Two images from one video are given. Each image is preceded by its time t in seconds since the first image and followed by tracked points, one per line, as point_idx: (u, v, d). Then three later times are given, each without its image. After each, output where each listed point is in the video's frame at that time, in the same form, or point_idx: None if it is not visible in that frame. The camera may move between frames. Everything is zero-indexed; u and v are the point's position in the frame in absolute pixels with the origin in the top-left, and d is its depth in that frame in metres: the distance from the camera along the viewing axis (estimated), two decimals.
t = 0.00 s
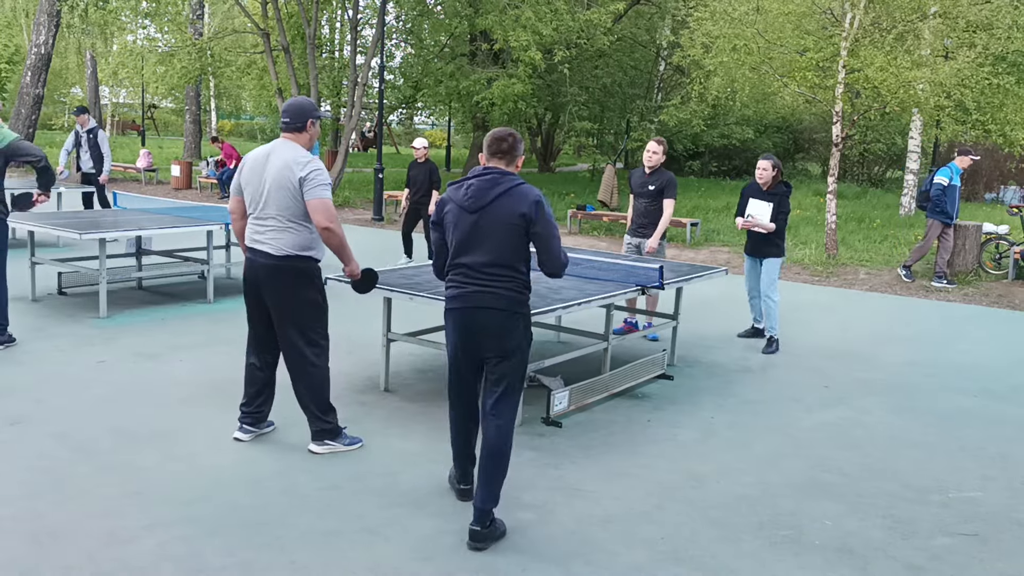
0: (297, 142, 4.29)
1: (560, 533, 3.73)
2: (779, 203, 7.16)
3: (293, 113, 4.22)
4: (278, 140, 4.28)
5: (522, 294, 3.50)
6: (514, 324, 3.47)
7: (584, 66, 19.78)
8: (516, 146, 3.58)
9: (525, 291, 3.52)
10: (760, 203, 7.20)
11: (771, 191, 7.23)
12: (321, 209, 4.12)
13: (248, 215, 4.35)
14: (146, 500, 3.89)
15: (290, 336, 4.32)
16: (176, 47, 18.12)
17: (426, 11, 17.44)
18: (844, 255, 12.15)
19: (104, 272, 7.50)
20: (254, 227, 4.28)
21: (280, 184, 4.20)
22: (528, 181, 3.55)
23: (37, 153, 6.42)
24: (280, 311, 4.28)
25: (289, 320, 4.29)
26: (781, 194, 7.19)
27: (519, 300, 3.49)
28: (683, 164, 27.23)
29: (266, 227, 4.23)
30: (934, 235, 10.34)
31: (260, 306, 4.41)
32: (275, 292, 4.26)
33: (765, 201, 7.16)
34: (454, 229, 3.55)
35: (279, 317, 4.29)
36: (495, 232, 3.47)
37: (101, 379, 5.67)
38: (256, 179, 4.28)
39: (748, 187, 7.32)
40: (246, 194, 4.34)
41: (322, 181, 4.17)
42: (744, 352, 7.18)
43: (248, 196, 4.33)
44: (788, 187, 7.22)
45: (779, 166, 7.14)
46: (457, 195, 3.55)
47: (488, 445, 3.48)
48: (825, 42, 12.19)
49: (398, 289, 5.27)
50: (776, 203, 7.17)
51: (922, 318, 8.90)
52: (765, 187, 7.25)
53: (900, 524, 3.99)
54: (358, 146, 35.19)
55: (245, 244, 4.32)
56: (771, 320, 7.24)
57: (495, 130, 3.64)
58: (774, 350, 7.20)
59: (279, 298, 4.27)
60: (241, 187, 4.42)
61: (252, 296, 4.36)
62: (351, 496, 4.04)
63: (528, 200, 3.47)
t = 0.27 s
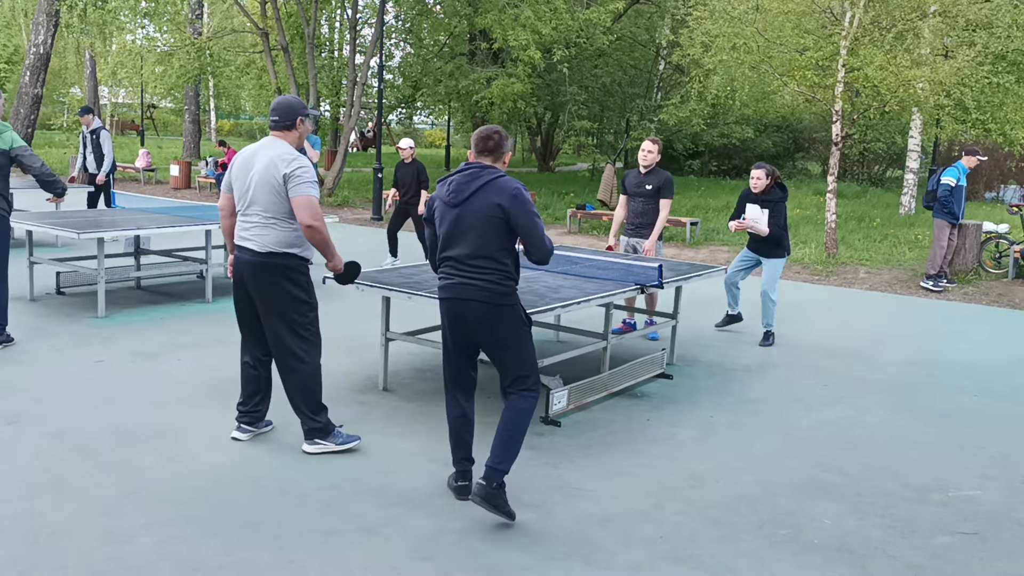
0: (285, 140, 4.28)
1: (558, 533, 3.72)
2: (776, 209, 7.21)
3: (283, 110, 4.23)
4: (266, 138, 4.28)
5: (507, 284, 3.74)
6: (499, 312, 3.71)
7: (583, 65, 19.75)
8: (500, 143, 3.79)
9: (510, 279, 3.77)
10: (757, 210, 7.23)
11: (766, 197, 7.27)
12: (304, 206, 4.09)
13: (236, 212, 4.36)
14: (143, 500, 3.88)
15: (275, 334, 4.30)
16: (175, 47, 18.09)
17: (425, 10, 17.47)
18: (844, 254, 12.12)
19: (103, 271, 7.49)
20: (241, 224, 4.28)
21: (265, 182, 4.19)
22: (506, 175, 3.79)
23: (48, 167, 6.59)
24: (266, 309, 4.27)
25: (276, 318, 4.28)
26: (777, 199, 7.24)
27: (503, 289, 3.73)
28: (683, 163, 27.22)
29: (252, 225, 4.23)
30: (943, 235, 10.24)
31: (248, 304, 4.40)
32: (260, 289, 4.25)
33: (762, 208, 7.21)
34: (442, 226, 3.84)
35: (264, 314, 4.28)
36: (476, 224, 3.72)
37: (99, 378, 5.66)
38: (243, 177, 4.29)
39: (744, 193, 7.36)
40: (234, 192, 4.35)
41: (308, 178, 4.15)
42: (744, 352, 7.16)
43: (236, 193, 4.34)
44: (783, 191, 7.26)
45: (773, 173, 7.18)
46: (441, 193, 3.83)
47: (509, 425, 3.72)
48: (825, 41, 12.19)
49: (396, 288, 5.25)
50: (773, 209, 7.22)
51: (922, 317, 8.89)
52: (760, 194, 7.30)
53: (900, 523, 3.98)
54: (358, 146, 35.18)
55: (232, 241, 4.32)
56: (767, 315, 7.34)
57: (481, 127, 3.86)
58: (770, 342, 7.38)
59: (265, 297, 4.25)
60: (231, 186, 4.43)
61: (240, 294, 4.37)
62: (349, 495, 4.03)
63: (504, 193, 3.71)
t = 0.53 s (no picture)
0: (288, 142, 4.28)
1: (559, 531, 3.72)
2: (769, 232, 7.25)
3: (284, 113, 4.22)
4: (268, 140, 4.29)
5: (504, 278, 3.76)
6: (498, 306, 3.74)
7: (581, 65, 19.73)
8: (494, 140, 3.83)
9: (507, 274, 3.79)
10: (749, 234, 7.30)
11: (758, 220, 7.26)
12: (306, 208, 4.09)
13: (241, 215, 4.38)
14: (144, 502, 3.89)
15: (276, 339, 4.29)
16: (173, 50, 18.10)
17: (423, 11, 17.51)
18: (843, 251, 12.13)
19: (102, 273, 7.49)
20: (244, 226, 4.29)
21: (267, 184, 4.19)
22: (500, 170, 3.82)
23: (17, 179, 6.77)
24: (266, 312, 4.27)
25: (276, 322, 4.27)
26: (768, 221, 7.25)
27: (502, 283, 3.75)
28: (681, 161, 27.21)
29: (254, 227, 4.24)
30: (953, 234, 10.03)
31: (249, 307, 4.41)
32: (261, 292, 4.25)
33: (754, 234, 7.28)
34: (439, 223, 3.87)
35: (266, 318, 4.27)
36: (472, 220, 3.75)
37: (99, 381, 5.67)
38: (245, 179, 4.30)
39: (733, 218, 7.34)
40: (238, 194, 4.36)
41: (309, 180, 4.14)
42: (743, 349, 7.17)
43: (240, 196, 4.36)
44: (774, 213, 7.24)
45: (762, 200, 7.10)
46: (437, 191, 3.86)
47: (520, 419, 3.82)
48: (822, 38, 12.21)
49: (394, 288, 5.25)
50: (766, 233, 7.26)
51: (921, 313, 8.89)
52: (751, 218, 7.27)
53: (900, 518, 3.98)
54: (356, 147, 35.19)
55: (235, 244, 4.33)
56: (766, 313, 7.35)
57: (474, 125, 3.90)
58: (770, 339, 7.38)
59: (266, 299, 4.25)
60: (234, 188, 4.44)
61: (242, 297, 4.38)
62: (350, 495, 4.03)
63: (499, 188, 3.74)
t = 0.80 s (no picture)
0: (304, 142, 4.28)
1: (560, 530, 3.71)
2: (768, 240, 7.25)
3: (302, 112, 4.20)
4: (283, 139, 4.27)
5: (517, 280, 3.77)
6: (510, 308, 3.74)
7: (580, 64, 19.70)
8: (499, 142, 3.83)
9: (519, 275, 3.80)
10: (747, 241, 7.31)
11: (757, 228, 7.27)
12: (322, 208, 4.09)
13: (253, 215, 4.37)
14: (145, 502, 3.88)
15: (288, 341, 4.29)
16: (172, 51, 18.07)
17: (421, 11, 17.52)
18: (843, 249, 12.11)
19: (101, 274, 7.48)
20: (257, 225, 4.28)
21: (281, 183, 4.18)
22: (510, 172, 3.84)
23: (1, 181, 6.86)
24: (276, 313, 4.27)
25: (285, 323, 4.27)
26: (767, 232, 7.25)
27: (515, 285, 3.76)
28: (681, 160, 27.17)
29: (267, 226, 4.23)
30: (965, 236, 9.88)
31: (257, 308, 4.40)
32: (273, 292, 4.25)
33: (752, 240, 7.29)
34: (451, 226, 3.87)
35: (278, 319, 4.27)
36: (485, 223, 3.76)
37: (99, 382, 5.66)
38: (259, 178, 4.29)
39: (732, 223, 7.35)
40: (250, 193, 4.35)
41: (324, 180, 4.14)
42: (744, 347, 7.16)
43: (252, 196, 4.35)
44: (772, 221, 7.26)
45: (760, 209, 7.11)
46: (449, 194, 3.87)
47: (536, 418, 3.85)
48: (821, 36, 12.21)
49: (395, 288, 5.24)
50: (764, 240, 7.26)
51: (921, 310, 8.88)
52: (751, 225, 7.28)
53: (901, 516, 3.97)
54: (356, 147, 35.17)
55: (247, 243, 4.32)
56: (766, 311, 7.35)
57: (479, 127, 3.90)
58: (770, 338, 7.37)
59: (277, 300, 4.25)
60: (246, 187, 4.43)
61: (251, 297, 4.37)
62: (350, 495, 4.03)
63: (512, 190, 3.75)
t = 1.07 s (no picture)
0: (319, 145, 4.29)
1: (560, 530, 3.72)
2: (768, 239, 7.25)
3: (319, 115, 4.22)
4: (298, 142, 4.28)
5: (542, 285, 3.81)
6: (536, 312, 3.78)
7: (580, 64, 19.66)
8: (522, 147, 3.89)
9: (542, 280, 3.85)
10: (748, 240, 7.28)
11: (758, 227, 7.27)
12: (337, 212, 4.10)
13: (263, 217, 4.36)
14: (146, 503, 3.89)
15: (299, 342, 4.30)
16: (172, 51, 18.05)
17: (421, 11, 17.51)
18: (843, 250, 12.10)
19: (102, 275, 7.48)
20: (269, 227, 4.27)
21: (296, 186, 4.19)
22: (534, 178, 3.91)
23: None
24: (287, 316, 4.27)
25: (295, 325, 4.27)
26: (768, 230, 7.25)
27: (540, 290, 3.80)
28: (681, 160, 27.16)
29: (280, 229, 4.23)
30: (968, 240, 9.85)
31: (267, 310, 4.40)
32: (284, 295, 4.25)
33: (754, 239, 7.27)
34: (475, 230, 3.88)
35: (290, 321, 4.28)
36: (513, 228, 3.80)
37: (99, 383, 5.67)
38: (272, 180, 4.29)
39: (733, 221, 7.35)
40: (263, 195, 4.34)
41: (339, 184, 4.16)
42: (744, 347, 7.17)
43: (264, 198, 4.34)
44: (774, 220, 7.26)
45: (763, 207, 7.12)
46: (474, 198, 3.89)
47: (552, 420, 3.88)
48: (821, 36, 12.21)
49: (396, 289, 5.25)
50: (765, 239, 7.25)
51: (921, 311, 8.88)
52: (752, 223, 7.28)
53: (902, 516, 3.98)
54: (356, 147, 35.15)
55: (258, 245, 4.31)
56: (766, 310, 7.37)
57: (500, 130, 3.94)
58: (770, 337, 7.38)
59: (288, 302, 4.25)
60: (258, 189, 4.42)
61: (261, 299, 4.37)
62: (351, 496, 4.03)
63: (539, 197, 3.82)
